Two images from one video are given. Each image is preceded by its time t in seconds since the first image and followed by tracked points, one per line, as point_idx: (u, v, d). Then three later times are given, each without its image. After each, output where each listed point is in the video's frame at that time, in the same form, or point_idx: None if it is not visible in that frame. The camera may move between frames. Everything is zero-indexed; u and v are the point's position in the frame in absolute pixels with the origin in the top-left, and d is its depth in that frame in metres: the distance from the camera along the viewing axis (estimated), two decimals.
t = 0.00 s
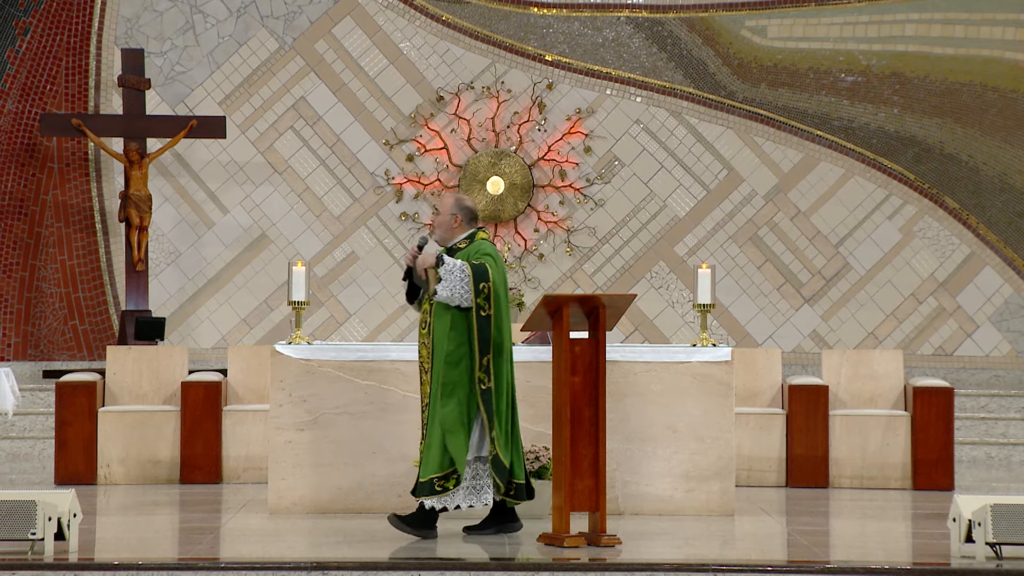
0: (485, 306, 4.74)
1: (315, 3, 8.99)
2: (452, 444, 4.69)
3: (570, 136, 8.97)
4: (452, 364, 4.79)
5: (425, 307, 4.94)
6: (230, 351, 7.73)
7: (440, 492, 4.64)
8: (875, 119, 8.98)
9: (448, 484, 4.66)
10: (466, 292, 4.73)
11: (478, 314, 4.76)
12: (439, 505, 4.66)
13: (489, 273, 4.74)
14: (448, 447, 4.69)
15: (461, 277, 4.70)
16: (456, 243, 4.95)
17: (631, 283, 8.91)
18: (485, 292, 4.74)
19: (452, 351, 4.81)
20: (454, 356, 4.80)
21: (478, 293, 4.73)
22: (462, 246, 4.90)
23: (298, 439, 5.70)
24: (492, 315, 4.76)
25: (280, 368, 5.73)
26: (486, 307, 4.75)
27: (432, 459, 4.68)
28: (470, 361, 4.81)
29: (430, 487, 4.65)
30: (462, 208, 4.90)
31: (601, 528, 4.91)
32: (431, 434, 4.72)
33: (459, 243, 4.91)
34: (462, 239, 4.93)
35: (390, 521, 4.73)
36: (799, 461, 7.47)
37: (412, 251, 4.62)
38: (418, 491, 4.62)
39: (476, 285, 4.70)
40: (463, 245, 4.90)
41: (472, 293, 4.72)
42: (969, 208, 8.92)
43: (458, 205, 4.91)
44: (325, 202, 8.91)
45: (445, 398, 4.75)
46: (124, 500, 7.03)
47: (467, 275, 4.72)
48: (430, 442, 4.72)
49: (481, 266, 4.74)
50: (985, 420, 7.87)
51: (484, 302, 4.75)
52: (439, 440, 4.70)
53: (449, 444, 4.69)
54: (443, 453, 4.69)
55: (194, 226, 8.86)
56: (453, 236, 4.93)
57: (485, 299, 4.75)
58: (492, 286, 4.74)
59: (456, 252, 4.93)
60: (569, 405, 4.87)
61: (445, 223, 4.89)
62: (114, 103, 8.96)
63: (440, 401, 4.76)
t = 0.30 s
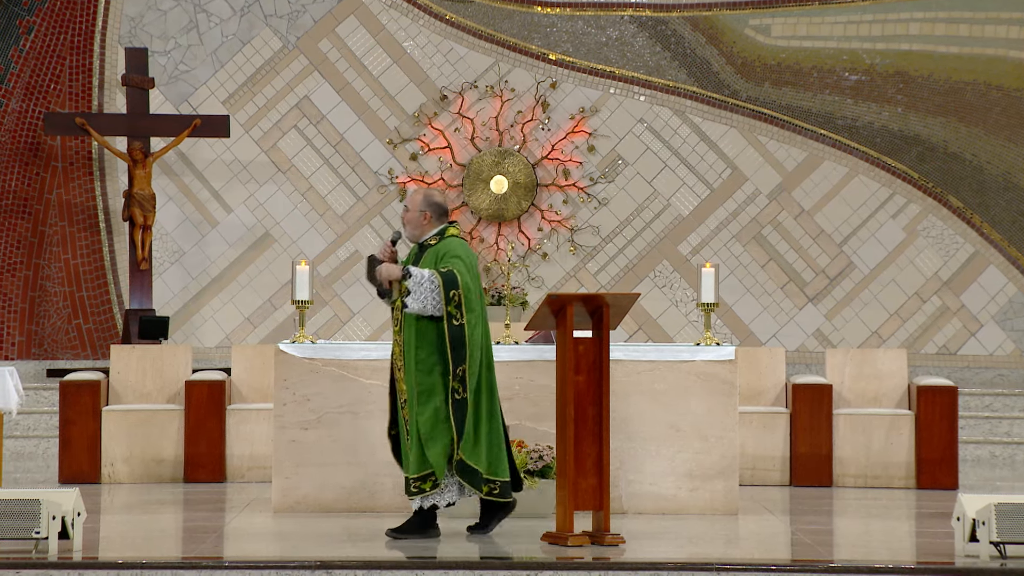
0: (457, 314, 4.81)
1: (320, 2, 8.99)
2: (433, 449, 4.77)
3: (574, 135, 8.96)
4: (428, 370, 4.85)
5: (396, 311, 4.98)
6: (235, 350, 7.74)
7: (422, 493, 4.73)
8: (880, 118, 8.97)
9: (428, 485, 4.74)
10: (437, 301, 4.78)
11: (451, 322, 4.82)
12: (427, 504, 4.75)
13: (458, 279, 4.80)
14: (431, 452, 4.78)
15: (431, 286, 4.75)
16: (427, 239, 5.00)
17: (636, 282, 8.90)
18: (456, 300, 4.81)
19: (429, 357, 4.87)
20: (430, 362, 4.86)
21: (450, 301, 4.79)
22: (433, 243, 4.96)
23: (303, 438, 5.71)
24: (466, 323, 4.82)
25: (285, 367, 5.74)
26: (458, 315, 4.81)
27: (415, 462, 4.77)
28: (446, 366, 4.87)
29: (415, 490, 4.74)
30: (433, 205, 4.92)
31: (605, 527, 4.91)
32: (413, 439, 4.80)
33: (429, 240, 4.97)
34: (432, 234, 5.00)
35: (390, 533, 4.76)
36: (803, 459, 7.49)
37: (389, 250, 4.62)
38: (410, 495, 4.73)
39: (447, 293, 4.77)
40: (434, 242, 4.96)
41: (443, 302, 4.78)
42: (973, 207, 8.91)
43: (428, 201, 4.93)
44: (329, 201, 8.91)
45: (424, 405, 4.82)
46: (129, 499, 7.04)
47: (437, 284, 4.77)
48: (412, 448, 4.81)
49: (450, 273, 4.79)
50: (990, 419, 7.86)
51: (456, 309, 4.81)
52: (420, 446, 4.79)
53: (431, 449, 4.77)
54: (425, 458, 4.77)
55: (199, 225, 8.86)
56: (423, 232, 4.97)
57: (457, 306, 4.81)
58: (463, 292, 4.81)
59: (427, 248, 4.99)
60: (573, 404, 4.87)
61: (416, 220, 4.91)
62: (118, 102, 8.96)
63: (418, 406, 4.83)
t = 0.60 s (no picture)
0: (448, 326, 4.82)
1: (332, 2, 8.99)
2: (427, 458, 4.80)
3: (586, 135, 8.97)
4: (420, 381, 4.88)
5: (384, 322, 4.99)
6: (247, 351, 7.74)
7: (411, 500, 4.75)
8: (893, 118, 8.96)
9: (417, 492, 4.76)
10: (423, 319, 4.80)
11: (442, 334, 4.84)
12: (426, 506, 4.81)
13: (438, 293, 4.81)
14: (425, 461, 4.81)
15: (414, 306, 4.78)
16: (410, 243, 5.05)
17: (648, 282, 8.90)
18: (443, 313, 4.83)
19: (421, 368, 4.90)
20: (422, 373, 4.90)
21: (436, 316, 4.80)
22: (414, 246, 5.01)
23: (316, 437, 5.72)
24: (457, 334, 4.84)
25: (298, 366, 5.75)
26: (451, 326, 4.83)
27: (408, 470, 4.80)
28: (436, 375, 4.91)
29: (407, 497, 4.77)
30: (411, 206, 5.00)
31: (617, 527, 4.91)
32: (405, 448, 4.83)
33: (411, 243, 5.02)
34: (415, 238, 5.04)
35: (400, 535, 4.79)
36: (816, 459, 7.49)
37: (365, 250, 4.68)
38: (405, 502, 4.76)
39: (430, 309, 4.78)
40: (416, 244, 5.00)
41: (430, 318, 4.80)
42: (986, 207, 8.90)
43: (407, 203, 5.00)
44: (341, 201, 8.92)
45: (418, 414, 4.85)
46: (142, 499, 7.05)
47: (419, 303, 4.79)
48: (405, 457, 4.84)
49: (430, 289, 4.80)
50: (1003, 419, 7.84)
51: (447, 321, 4.83)
52: (414, 455, 4.82)
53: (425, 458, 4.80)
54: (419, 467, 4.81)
55: (211, 224, 8.87)
56: (405, 235, 5.02)
57: (446, 318, 4.83)
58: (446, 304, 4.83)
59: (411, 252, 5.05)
60: (586, 404, 4.88)
61: (396, 222, 4.98)
62: (131, 102, 8.97)
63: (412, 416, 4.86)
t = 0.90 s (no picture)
0: (422, 319, 4.86)
1: (347, 2, 8.99)
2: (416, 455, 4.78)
3: (602, 134, 8.96)
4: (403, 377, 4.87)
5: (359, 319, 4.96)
6: (263, 350, 7.73)
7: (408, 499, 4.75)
8: (909, 117, 8.94)
9: (415, 491, 4.76)
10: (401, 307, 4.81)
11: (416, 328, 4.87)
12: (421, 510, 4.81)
13: (419, 284, 4.83)
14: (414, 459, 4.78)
15: (393, 292, 4.77)
16: (397, 242, 5.02)
17: (663, 282, 8.89)
18: (419, 304, 4.85)
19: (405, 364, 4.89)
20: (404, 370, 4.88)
21: (413, 307, 4.83)
22: (402, 246, 4.97)
23: (332, 437, 5.73)
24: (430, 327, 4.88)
25: (314, 366, 5.76)
26: (424, 320, 4.86)
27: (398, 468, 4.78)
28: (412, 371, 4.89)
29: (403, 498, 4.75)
30: (401, 207, 4.94)
31: (633, 527, 4.91)
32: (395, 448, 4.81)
33: (399, 243, 4.99)
34: (403, 238, 5.01)
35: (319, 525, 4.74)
36: (833, 459, 7.48)
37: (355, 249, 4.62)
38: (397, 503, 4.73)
39: (409, 299, 4.80)
40: (403, 246, 4.96)
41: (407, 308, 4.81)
42: (1003, 206, 8.87)
43: (396, 203, 4.93)
44: (356, 200, 8.92)
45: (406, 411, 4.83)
46: (158, 498, 7.07)
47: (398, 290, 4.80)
48: (396, 458, 4.80)
49: (411, 278, 4.82)
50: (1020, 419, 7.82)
51: (422, 314, 4.86)
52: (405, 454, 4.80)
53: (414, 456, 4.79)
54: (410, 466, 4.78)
55: (227, 224, 8.88)
56: (393, 236, 4.98)
57: (422, 311, 4.86)
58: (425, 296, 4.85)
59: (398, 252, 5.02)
60: (602, 404, 4.89)
61: (385, 222, 4.93)
62: (147, 102, 8.99)
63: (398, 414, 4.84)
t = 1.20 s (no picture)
0: (395, 300, 4.89)
1: (369, 3, 9.00)
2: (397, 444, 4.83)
3: (624, 134, 8.96)
4: (378, 367, 4.91)
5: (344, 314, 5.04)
6: (285, 350, 7.77)
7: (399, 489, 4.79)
8: (932, 117, 8.91)
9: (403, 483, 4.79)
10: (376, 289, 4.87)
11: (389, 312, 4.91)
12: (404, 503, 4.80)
13: (395, 264, 4.87)
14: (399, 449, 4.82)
15: (371, 275, 4.83)
16: (377, 238, 5.06)
17: (685, 282, 8.88)
18: (394, 286, 4.89)
19: (380, 354, 4.93)
20: (378, 359, 4.92)
21: (388, 288, 4.87)
22: (383, 240, 5.02)
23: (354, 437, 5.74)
24: (403, 309, 4.90)
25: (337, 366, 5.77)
26: (397, 302, 4.89)
27: (382, 460, 4.81)
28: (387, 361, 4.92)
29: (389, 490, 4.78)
30: (382, 201, 4.99)
31: (656, 528, 4.90)
32: (376, 440, 4.83)
33: (379, 238, 5.03)
34: (383, 233, 5.05)
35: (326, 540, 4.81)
36: (856, 460, 7.47)
37: (332, 244, 4.79)
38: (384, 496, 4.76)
39: (384, 279, 4.84)
40: (384, 239, 5.01)
41: (382, 289, 4.87)
42: None
43: (378, 198, 5.00)
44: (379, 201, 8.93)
45: (382, 400, 4.87)
46: (182, 497, 7.09)
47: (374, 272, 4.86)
48: (376, 451, 4.82)
49: (385, 260, 4.87)
50: None
51: (394, 296, 4.89)
52: (386, 445, 4.83)
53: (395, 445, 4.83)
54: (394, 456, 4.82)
55: (250, 224, 8.90)
56: (374, 230, 5.03)
57: (395, 292, 4.89)
58: (400, 276, 4.89)
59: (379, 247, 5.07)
60: (624, 404, 4.88)
61: (367, 217, 4.98)
62: (170, 103, 9.01)
63: (377, 406, 4.87)
